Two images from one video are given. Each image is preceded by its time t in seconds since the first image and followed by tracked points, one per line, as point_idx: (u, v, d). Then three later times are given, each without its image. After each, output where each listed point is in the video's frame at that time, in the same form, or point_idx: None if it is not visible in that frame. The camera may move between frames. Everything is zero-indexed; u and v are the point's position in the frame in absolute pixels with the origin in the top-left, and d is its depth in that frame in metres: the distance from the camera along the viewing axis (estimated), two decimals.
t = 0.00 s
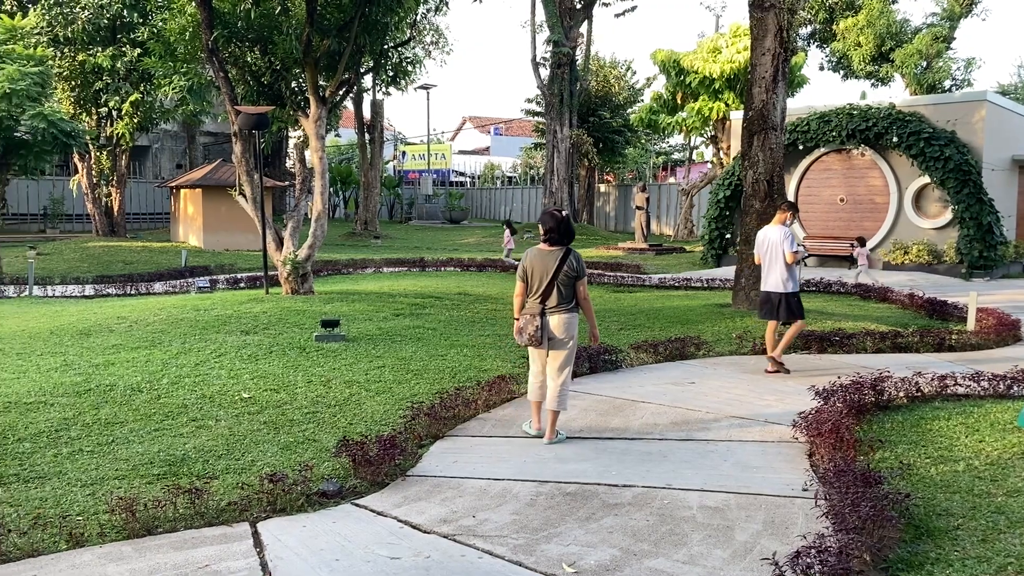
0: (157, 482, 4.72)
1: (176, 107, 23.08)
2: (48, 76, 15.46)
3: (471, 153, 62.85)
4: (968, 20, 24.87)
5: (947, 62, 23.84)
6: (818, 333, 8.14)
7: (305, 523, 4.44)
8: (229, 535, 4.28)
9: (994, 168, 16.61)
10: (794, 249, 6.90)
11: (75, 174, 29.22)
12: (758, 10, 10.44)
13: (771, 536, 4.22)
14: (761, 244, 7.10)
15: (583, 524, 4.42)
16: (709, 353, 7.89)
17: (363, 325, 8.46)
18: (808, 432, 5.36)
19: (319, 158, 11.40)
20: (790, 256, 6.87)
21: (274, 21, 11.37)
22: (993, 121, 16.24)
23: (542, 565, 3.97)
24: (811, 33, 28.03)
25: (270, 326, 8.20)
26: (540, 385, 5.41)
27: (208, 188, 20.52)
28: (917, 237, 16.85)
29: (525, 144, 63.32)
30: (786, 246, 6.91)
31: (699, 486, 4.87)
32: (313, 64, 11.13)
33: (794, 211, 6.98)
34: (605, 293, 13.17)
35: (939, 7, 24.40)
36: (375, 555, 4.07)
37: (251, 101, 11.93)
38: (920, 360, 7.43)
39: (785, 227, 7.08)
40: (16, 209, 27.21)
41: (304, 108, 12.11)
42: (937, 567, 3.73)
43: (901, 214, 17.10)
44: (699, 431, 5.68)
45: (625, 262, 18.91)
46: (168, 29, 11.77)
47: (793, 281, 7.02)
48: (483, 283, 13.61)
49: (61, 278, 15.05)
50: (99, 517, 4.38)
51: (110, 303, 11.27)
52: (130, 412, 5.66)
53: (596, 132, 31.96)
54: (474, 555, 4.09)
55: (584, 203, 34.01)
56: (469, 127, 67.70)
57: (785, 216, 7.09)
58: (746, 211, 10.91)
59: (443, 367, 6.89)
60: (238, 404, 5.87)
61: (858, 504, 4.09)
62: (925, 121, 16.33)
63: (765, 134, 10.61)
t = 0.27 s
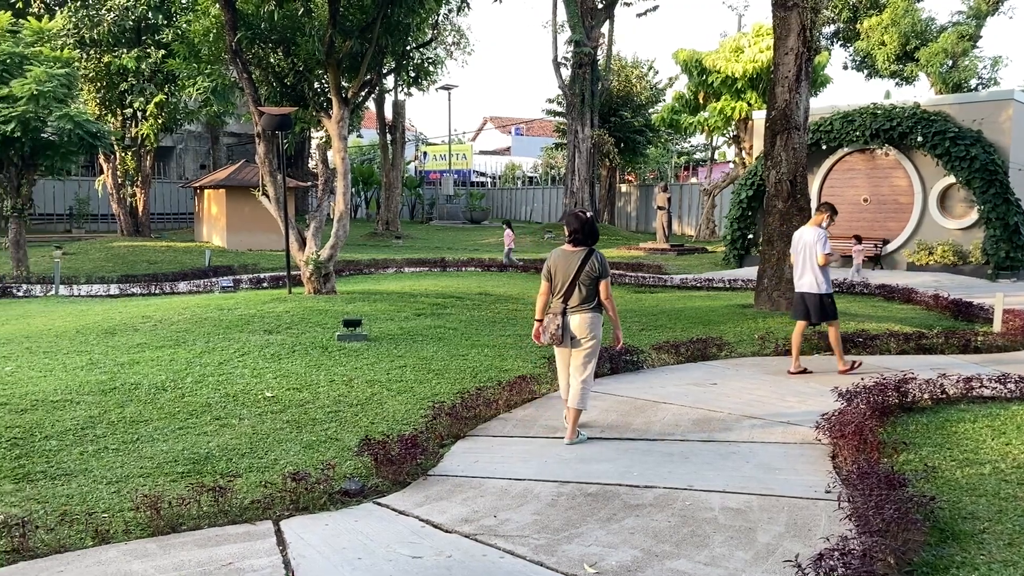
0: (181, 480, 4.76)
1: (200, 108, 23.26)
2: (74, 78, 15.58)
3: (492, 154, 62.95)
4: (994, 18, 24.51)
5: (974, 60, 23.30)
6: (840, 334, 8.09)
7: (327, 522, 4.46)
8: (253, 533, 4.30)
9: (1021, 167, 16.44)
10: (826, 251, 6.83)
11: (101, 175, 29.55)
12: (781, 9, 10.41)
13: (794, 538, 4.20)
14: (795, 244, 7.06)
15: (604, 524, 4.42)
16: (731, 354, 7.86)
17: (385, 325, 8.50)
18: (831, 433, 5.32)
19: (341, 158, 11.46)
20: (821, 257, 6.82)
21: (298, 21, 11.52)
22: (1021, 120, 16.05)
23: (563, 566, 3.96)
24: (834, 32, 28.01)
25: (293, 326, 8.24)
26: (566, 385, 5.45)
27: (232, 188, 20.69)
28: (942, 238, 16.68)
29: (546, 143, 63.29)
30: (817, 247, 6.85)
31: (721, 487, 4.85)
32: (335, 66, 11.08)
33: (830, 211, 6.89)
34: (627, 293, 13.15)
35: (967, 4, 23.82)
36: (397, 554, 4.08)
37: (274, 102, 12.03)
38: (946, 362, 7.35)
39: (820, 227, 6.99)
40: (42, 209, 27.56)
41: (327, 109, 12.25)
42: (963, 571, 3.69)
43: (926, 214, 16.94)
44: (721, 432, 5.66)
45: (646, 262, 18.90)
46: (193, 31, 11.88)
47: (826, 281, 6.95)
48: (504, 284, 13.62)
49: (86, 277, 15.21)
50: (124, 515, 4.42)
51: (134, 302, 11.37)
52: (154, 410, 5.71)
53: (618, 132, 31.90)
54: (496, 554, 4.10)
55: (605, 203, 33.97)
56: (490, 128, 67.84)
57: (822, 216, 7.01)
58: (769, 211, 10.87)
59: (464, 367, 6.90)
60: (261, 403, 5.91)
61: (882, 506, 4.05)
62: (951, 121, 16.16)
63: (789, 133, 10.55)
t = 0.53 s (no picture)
0: (206, 478, 4.79)
1: (224, 109, 23.46)
2: (100, 79, 15.72)
3: (513, 154, 62.99)
4: None
5: (1001, 58, 22.80)
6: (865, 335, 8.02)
7: (349, 521, 4.47)
8: (277, 531, 4.33)
9: None
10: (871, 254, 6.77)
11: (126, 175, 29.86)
12: (805, 8, 10.36)
13: (818, 540, 4.17)
14: (841, 245, 7.00)
15: (626, 525, 4.40)
16: (754, 355, 7.82)
17: (407, 324, 8.52)
18: (855, 435, 5.27)
19: (363, 158, 11.54)
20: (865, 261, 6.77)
21: (321, 23, 11.50)
22: None
23: (585, 566, 3.96)
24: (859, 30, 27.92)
25: (316, 325, 8.29)
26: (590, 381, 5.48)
27: (255, 188, 20.81)
28: (969, 238, 16.57)
29: (567, 143, 63.17)
30: (863, 251, 6.78)
31: (744, 488, 4.82)
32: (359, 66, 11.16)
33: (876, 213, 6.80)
34: (651, 294, 13.13)
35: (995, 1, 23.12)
36: (419, 553, 4.09)
37: (297, 102, 12.16)
38: (973, 364, 7.27)
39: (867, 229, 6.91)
40: (69, 209, 27.91)
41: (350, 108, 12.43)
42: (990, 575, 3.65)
43: (952, 214, 16.81)
44: (744, 433, 5.62)
45: (668, 262, 18.88)
46: (217, 32, 11.93)
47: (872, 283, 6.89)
48: (526, 284, 13.61)
49: (112, 276, 15.37)
50: (149, 512, 4.46)
51: (159, 301, 11.48)
52: (179, 408, 5.76)
53: (640, 132, 31.82)
54: (518, 554, 4.09)
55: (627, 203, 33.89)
56: (511, 127, 67.86)
57: (868, 217, 6.92)
58: (792, 211, 10.82)
59: (486, 366, 6.91)
60: (284, 401, 5.95)
61: (908, 508, 4.01)
62: (978, 120, 15.94)
63: (812, 133, 10.49)
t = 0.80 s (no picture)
0: (230, 475, 4.82)
1: (249, 109, 23.61)
2: (127, 80, 15.89)
3: (535, 154, 62.99)
4: None
5: None
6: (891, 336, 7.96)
7: (373, 519, 4.49)
8: (301, 529, 4.35)
9: None
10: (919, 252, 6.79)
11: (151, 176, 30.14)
12: (830, 6, 10.26)
13: (843, 542, 4.13)
14: (887, 244, 7.00)
15: (649, 526, 4.39)
16: (778, 355, 7.78)
17: (430, 324, 8.54)
18: (881, 436, 5.22)
19: (386, 158, 11.56)
20: (915, 259, 6.77)
21: (345, 24, 11.50)
22: None
23: (608, 566, 3.94)
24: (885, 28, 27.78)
25: (339, 324, 8.33)
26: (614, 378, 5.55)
27: (279, 188, 20.94)
28: (996, 238, 16.40)
29: (590, 144, 63.10)
30: (911, 248, 6.78)
31: (767, 490, 4.79)
32: (382, 67, 11.26)
33: (925, 213, 6.82)
34: (675, 294, 13.10)
35: None
36: (442, 552, 4.10)
37: (321, 103, 12.19)
38: (1001, 366, 7.19)
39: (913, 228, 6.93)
40: (95, 209, 28.25)
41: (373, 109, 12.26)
42: None
43: (979, 215, 16.63)
44: (768, 435, 5.59)
45: (692, 262, 18.85)
46: (241, 33, 11.98)
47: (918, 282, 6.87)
48: (549, 284, 13.60)
49: (138, 276, 15.52)
50: (175, 509, 4.49)
51: (183, 300, 11.59)
52: (204, 406, 5.81)
53: (662, 131, 31.62)
54: (541, 554, 4.09)
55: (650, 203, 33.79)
56: (533, 128, 67.90)
57: (914, 215, 6.93)
58: (817, 211, 10.75)
59: (508, 366, 6.91)
60: (308, 400, 5.98)
61: (935, 511, 3.97)
62: (1006, 119, 15.89)
63: (837, 132, 10.41)
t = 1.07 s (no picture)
0: (256, 473, 4.85)
1: (274, 110, 23.77)
2: (154, 81, 16.06)
3: (558, 153, 62.95)
4: None
5: None
6: (918, 337, 7.89)
7: (397, 518, 4.50)
8: (326, 527, 4.37)
9: None
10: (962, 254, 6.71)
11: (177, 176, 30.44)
12: (858, 5, 10.19)
13: (869, 545, 4.09)
14: (932, 248, 6.97)
15: (673, 527, 4.37)
16: (804, 356, 7.73)
17: (454, 323, 8.57)
18: (908, 439, 5.17)
19: (411, 159, 11.60)
20: (958, 260, 6.70)
21: (370, 25, 11.56)
22: None
23: (632, 567, 3.94)
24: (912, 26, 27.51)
25: (363, 324, 8.37)
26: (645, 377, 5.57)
27: (304, 188, 21.09)
28: None
29: (613, 143, 62.93)
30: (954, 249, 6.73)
31: (793, 491, 4.76)
32: (405, 68, 11.32)
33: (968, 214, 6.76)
34: (700, 294, 13.05)
35: None
36: (465, 551, 4.10)
37: (346, 103, 12.31)
38: None
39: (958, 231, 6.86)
40: (123, 208, 28.62)
41: (397, 109, 12.33)
42: None
43: (1009, 215, 16.44)
44: (793, 436, 5.55)
45: (716, 262, 18.78)
46: (267, 34, 12.09)
47: (964, 284, 6.78)
48: (572, 284, 13.59)
49: (165, 275, 15.68)
50: (202, 506, 4.53)
51: (209, 299, 11.69)
52: (230, 405, 5.85)
53: (686, 131, 31.53)
54: (564, 554, 4.09)
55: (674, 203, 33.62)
56: (556, 127, 67.87)
57: (958, 218, 6.87)
58: (843, 211, 10.67)
59: (532, 366, 6.91)
60: (333, 399, 6.01)
61: (964, 514, 3.92)
62: None
63: (864, 132, 10.33)
